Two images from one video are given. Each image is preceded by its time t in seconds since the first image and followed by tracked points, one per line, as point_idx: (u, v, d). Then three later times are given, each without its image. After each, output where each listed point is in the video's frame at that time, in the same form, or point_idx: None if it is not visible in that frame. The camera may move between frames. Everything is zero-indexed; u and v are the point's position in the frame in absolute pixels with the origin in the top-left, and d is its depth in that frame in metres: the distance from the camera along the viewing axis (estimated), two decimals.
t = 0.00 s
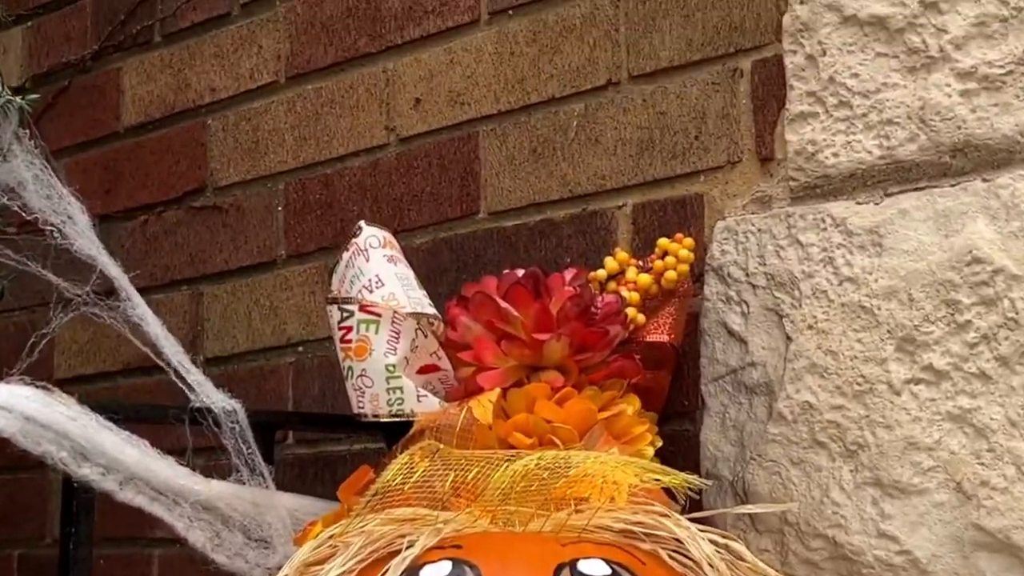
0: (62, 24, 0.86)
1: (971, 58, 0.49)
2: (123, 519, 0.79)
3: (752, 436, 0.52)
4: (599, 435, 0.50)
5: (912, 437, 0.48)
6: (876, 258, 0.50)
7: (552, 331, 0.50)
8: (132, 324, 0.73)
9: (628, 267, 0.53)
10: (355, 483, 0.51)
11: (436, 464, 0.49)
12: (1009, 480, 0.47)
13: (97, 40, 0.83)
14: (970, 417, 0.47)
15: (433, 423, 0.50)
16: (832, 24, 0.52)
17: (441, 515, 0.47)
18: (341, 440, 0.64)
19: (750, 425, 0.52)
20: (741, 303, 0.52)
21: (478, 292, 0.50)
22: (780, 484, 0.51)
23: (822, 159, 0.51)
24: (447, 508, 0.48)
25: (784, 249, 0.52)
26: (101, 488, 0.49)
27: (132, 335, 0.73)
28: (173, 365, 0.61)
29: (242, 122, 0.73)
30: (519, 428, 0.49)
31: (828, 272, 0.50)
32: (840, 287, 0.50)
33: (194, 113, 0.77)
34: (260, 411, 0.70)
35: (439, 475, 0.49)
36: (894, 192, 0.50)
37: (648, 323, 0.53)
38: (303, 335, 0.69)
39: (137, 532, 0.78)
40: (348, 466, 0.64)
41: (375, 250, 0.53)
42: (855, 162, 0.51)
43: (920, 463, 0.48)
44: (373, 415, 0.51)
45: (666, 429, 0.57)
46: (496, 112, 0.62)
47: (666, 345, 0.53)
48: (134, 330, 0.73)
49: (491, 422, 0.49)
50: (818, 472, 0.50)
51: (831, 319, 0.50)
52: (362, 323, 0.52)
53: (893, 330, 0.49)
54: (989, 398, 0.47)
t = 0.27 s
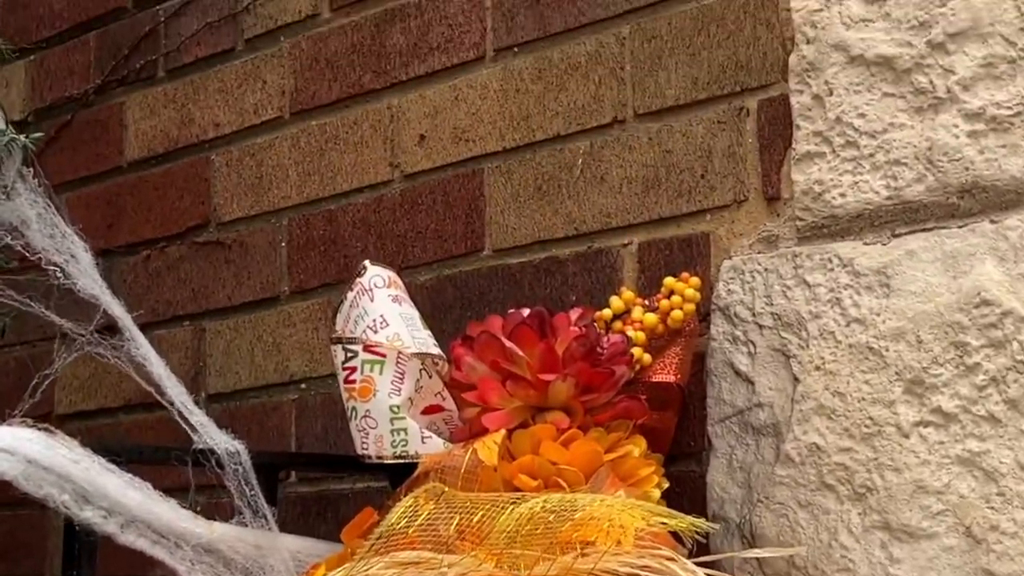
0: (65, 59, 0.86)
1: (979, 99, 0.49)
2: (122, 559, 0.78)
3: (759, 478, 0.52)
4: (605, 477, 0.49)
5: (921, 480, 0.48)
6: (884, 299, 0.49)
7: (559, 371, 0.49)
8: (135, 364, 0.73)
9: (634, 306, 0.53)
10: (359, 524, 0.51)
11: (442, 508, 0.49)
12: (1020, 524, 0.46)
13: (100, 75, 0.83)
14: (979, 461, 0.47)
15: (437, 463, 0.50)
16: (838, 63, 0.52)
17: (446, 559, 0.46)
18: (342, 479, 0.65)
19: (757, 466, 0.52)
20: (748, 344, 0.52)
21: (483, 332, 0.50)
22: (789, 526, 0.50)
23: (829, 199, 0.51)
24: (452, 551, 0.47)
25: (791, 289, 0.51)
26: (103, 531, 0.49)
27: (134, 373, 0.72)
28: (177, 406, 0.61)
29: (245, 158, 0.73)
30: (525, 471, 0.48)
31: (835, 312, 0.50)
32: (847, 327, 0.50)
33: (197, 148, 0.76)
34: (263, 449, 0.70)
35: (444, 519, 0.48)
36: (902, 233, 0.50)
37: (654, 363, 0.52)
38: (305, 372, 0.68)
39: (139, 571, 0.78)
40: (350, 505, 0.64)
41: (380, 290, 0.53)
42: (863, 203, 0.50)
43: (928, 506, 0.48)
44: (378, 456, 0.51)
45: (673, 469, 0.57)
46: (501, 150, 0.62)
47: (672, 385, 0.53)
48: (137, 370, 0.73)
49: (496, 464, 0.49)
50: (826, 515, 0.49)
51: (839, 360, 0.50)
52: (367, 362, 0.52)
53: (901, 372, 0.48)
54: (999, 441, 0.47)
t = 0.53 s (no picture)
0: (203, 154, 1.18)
1: (838, 187, 0.70)
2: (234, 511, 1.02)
3: (687, 448, 0.74)
4: (580, 449, 0.71)
5: (798, 450, 0.69)
6: (773, 324, 0.71)
7: (548, 374, 0.71)
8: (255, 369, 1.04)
9: (600, 328, 0.75)
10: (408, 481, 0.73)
11: (465, 469, 0.70)
12: (864, 482, 0.67)
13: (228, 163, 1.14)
14: (839, 438, 0.68)
15: (463, 439, 0.72)
16: (741, 161, 0.73)
17: (470, 506, 0.68)
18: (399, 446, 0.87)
19: (686, 441, 0.74)
20: (678, 355, 0.75)
21: (495, 347, 0.72)
22: (708, 483, 0.73)
23: (735, 256, 0.73)
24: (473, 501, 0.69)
25: (710, 317, 0.74)
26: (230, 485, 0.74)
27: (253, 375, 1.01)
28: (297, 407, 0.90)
29: (331, 224, 1.01)
30: (525, 443, 0.70)
31: (740, 333, 0.72)
32: (748, 344, 0.72)
33: (297, 217, 1.04)
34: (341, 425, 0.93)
35: (468, 478, 0.70)
36: (785, 279, 0.72)
37: (615, 368, 0.75)
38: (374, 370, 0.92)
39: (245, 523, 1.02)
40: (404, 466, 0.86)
41: (424, 318, 0.76)
42: (759, 257, 0.72)
43: (804, 469, 0.69)
44: (423, 431, 0.75)
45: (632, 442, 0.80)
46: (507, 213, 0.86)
47: (627, 383, 0.75)
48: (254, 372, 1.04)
49: (504, 439, 0.71)
50: (733, 474, 0.72)
51: (742, 367, 0.72)
52: (415, 367, 0.75)
53: (784, 376, 0.70)
54: (852, 424, 0.68)
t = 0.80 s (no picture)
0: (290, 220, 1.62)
1: (758, 236, 0.93)
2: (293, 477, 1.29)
3: (645, 432, 0.99)
4: (564, 434, 0.94)
5: (729, 435, 0.91)
6: (709, 339, 0.94)
7: (540, 375, 0.95)
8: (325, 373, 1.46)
9: (579, 340, 0.98)
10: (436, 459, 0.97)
11: (478, 449, 0.94)
12: (779, 460, 0.88)
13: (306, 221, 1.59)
14: (761, 425, 0.90)
15: (477, 426, 0.96)
16: (686, 216, 0.99)
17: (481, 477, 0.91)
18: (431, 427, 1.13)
19: (644, 426, 0.99)
20: (637, 360, 1.00)
21: (501, 356, 0.96)
22: (661, 458, 0.97)
23: (681, 287, 0.98)
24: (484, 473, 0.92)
25: (663, 333, 0.98)
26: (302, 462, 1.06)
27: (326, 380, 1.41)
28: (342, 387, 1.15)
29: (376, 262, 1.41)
30: (523, 428, 0.93)
31: (685, 346, 0.96)
32: (691, 354, 0.95)
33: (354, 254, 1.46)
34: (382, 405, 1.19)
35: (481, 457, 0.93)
36: (718, 305, 0.95)
37: (591, 371, 0.99)
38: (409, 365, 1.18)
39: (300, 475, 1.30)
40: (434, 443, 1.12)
41: (445, 334, 1.02)
42: (699, 288, 0.97)
43: (733, 449, 0.91)
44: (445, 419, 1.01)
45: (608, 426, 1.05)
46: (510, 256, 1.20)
47: (600, 382, 0.99)
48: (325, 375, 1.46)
49: (507, 425, 0.94)
50: (678, 452, 0.95)
51: (686, 371, 0.96)
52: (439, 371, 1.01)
53: (718, 378, 0.93)
54: (770, 415, 0.89)
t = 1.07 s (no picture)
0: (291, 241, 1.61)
1: (762, 258, 0.92)
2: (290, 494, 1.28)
3: (647, 455, 0.98)
4: (565, 457, 0.93)
5: (732, 459, 0.91)
6: (712, 362, 0.94)
7: (541, 399, 0.94)
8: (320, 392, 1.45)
9: (581, 362, 0.97)
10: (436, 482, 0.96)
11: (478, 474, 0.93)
12: (783, 485, 0.87)
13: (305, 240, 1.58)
14: (765, 450, 0.89)
15: (478, 450, 0.95)
16: (688, 237, 0.98)
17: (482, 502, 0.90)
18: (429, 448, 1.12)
19: (647, 450, 0.98)
20: (641, 383, 0.99)
21: (501, 378, 0.95)
22: (664, 482, 0.95)
23: (684, 309, 0.97)
24: (484, 498, 0.91)
25: (665, 355, 0.98)
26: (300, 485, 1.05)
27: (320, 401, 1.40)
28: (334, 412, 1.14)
29: (376, 282, 1.40)
30: (524, 452, 0.92)
31: (688, 369, 0.95)
32: (694, 377, 0.95)
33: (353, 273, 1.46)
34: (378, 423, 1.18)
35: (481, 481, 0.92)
36: (722, 327, 0.95)
37: (593, 394, 0.98)
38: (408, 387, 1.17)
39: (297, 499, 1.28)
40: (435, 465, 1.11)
41: (447, 356, 1.02)
42: (703, 310, 0.96)
43: (738, 474, 0.90)
44: (446, 443, 1.00)
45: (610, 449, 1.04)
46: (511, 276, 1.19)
47: (601, 405, 0.98)
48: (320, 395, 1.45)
49: (508, 449, 0.93)
50: (681, 477, 0.94)
51: (688, 395, 0.95)
52: (441, 394, 1.00)
53: (721, 402, 0.92)
54: (774, 439, 0.88)
